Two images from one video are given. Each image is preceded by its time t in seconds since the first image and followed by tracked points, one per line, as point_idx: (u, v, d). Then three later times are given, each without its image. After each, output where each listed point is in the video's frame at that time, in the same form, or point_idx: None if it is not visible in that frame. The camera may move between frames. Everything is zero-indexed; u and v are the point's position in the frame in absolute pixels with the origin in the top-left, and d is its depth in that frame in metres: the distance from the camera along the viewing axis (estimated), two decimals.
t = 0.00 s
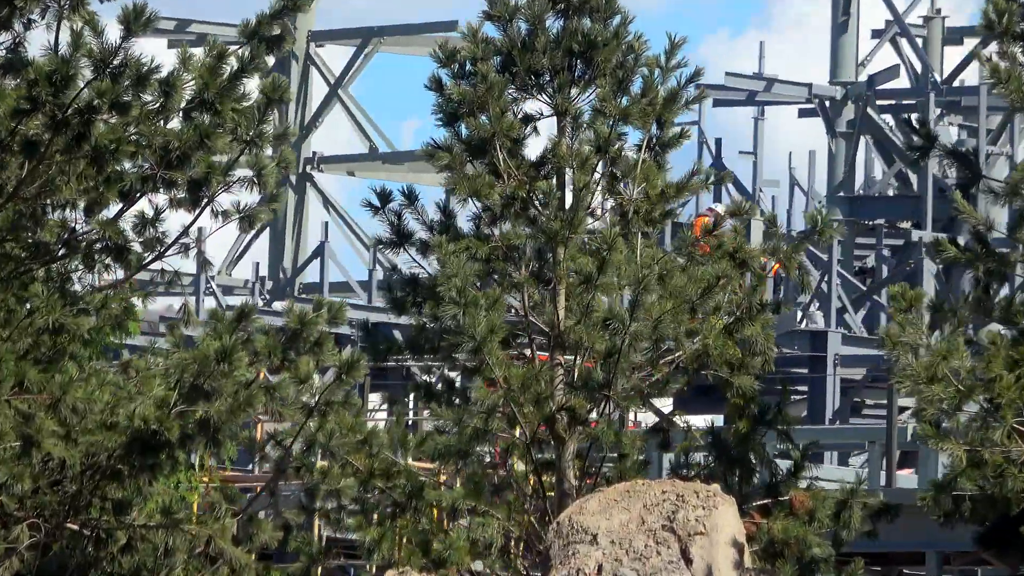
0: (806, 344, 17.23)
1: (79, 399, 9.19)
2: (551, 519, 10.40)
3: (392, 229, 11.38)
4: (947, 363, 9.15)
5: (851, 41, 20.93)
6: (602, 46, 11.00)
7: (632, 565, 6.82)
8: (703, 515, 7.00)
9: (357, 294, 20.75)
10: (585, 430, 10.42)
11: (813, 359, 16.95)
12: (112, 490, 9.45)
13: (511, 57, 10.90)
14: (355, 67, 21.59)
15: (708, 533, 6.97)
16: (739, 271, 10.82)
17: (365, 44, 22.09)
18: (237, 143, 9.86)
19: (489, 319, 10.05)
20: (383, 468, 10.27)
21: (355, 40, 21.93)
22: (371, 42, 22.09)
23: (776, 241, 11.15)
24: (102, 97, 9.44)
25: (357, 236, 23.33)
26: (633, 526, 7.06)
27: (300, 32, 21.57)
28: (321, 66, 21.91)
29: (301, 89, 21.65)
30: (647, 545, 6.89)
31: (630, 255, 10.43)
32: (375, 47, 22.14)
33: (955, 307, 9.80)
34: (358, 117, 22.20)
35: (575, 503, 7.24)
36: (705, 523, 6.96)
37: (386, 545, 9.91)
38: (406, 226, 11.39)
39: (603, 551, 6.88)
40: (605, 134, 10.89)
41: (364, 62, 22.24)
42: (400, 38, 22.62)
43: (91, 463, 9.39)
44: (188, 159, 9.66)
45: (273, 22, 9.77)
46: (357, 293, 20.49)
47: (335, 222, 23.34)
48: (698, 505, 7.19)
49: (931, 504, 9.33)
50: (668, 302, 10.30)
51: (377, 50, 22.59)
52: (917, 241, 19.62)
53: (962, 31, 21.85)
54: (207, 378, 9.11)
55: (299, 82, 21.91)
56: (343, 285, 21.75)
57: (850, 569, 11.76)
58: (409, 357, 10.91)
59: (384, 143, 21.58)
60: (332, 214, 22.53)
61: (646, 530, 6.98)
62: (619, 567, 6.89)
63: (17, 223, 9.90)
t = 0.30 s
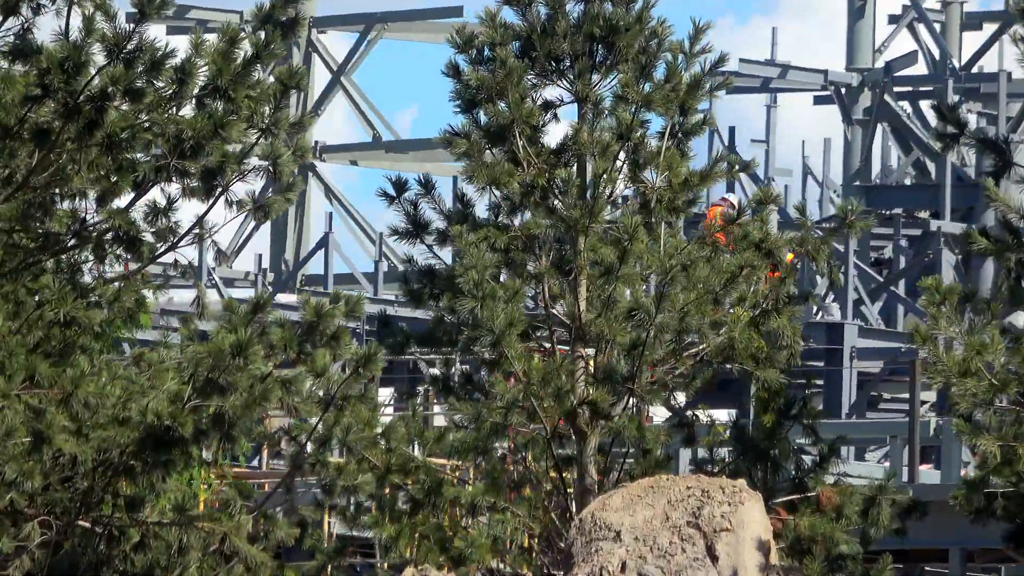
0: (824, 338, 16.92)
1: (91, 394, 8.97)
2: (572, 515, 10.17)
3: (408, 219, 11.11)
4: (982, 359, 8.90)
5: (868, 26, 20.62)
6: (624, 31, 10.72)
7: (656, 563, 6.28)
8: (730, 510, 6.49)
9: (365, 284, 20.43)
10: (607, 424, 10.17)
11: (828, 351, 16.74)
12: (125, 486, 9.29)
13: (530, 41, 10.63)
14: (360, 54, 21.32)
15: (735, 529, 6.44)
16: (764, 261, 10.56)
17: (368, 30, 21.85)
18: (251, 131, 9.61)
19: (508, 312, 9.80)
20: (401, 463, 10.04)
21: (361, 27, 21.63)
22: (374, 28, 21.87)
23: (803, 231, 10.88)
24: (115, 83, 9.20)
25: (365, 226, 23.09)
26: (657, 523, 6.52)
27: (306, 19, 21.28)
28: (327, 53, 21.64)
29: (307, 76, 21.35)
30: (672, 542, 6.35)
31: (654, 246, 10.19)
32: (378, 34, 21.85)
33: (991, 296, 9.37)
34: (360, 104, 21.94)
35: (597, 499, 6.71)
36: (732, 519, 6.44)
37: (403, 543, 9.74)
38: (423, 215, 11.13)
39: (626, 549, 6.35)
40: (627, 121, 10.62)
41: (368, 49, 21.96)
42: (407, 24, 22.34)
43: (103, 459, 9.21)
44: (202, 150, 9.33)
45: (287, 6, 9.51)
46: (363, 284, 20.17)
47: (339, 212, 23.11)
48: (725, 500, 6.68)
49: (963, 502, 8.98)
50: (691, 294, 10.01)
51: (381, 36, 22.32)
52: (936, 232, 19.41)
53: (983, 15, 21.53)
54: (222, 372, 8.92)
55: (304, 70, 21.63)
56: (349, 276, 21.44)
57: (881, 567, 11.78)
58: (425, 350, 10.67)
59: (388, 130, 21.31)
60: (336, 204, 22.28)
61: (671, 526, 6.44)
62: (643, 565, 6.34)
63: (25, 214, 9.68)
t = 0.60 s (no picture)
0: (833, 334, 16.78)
1: (112, 392, 8.93)
2: (592, 513, 10.17)
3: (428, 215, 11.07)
4: (1003, 356, 8.65)
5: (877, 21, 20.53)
6: (644, 26, 10.70)
7: (678, 559, 6.39)
8: (751, 506, 6.55)
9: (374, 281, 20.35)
10: (627, 420, 10.12)
11: (839, 347, 16.66)
12: (145, 483, 9.22)
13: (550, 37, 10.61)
14: (366, 51, 21.26)
15: (755, 525, 6.49)
16: (785, 257, 10.52)
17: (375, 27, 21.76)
18: (273, 127, 9.60)
19: (529, 308, 9.79)
20: (421, 460, 10.01)
21: (367, 25, 21.57)
22: (381, 25, 21.77)
23: (823, 227, 10.85)
24: (136, 78, 9.21)
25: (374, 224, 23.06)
26: (679, 519, 6.60)
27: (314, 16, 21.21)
28: (333, 50, 21.59)
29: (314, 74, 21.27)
30: (693, 539, 6.45)
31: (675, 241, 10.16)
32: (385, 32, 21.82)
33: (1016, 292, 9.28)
34: (367, 101, 21.90)
35: (620, 495, 6.79)
36: (752, 515, 6.49)
37: (424, 539, 9.75)
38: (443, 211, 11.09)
39: (649, 545, 6.48)
40: (647, 117, 10.59)
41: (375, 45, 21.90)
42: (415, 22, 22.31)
43: (124, 456, 9.21)
44: (222, 145, 9.42)
45: (308, 2, 9.47)
46: (372, 280, 20.10)
47: (348, 210, 23.08)
48: (747, 496, 6.71)
49: (986, 498, 8.96)
50: (714, 290, 10.02)
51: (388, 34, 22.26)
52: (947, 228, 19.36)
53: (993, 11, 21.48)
54: (244, 369, 8.90)
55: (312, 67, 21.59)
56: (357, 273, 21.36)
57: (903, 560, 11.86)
58: (444, 348, 10.65)
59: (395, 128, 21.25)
60: (344, 202, 22.23)
61: (692, 522, 6.53)
62: (665, 560, 6.46)
63: (47, 210, 9.56)
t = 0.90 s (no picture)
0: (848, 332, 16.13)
1: (135, 388, 8.93)
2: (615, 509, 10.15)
3: (449, 210, 11.07)
4: None
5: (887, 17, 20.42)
6: (665, 21, 10.68)
7: (700, 555, 6.48)
8: (773, 503, 6.66)
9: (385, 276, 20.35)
10: (649, 417, 10.09)
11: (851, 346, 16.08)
12: (167, 478, 9.25)
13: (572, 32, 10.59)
14: (376, 48, 21.20)
15: (777, 522, 6.62)
16: (807, 252, 10.48)
17: (383, 24, 21.67)
18: (295, 123, 9.60)
19: (551, 305, 9.83)
20: (442, 455, 10.07)
21: (375, 23, 21.51)
22: (389, 22, 21.68)
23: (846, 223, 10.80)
24: (158, 73, 9.24)
25: (385, 221, 23.03)
26: (701, 515, 6.70)
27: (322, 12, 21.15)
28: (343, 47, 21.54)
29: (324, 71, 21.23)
30: (715, 535, 6.55)
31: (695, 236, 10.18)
32: (394, 28, 21.69)
33: None
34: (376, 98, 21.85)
35: (643, 490, 6.85)
36: (774, 512, 6.62)
37: (446, 534, 9.75)
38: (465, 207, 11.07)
39: (672, 542, 6.56)
40: (669, 113, 10.57)
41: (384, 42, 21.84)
42: (424, 19, 22.26)
43: (148, 452, 9.17)
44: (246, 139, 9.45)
45: None
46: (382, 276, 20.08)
47: (358, 207, 23.05)
48: (768, 492, 6.82)
49: (1010, 494, 8.85)
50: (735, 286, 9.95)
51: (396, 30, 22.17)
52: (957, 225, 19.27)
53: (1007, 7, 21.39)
54: (266, 365, 8.94)
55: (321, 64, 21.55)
56: (367, 269, 21.35)
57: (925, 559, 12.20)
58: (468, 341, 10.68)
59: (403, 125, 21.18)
60: (353, 199, 22.19)
61: (714, 518, 6.64)
62: (688, 557, 6.56)
63: (69, 207, 9.62)
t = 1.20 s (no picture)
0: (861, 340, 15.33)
1: (150, 388, 8.87)
2: (630, 511, 10.12)
3: (462, 210, 11.07)
4: None
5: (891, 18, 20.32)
6: (681, 21, 10.67)
7: (716, 556, 6.02)
8: (790, 505, 6.20)
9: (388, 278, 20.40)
10: (664, 418, 10.10)
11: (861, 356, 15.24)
12: (182, 480, 9.22)
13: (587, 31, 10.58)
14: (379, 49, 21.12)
15: (794, 524, 6.20)
16: (823, 252, 10.45)
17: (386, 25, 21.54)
18: (311, 122, 9.58)
19: (567, 305, 9.80)
20: (457, 457, 10.10)
21: (377, 24, 21.50)
22: (391, 23, 21.55)
23: (861, 224, 10.78)
24: (172, 71, 9.13)
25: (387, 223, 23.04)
26: (717, 516, 6.20)
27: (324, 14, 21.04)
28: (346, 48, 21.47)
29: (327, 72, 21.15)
30: (733, 536, 6.06)
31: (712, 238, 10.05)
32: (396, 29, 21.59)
33: None
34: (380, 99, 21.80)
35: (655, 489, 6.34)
36: (792, 513, 6.18)
37: (460, 536, 9.71)
38: (478, 207, 11.06)
39: (688, 543, 6.09)
40: (684, 113, 10.55)
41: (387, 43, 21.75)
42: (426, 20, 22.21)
43: (163, 453, 9.11)
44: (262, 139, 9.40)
45: None
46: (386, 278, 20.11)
47: (361, 209, 23.06)
48: (785, 492, 6.38)
49: None
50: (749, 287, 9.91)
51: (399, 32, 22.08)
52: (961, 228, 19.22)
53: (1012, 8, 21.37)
54: (282, 365, 8.91)
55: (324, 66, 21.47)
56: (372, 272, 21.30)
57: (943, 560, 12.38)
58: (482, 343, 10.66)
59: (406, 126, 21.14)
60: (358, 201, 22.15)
61: (731, 519, 6.14)
62: (703, 559, 6.08)
63: (83, 208, 9.59)
